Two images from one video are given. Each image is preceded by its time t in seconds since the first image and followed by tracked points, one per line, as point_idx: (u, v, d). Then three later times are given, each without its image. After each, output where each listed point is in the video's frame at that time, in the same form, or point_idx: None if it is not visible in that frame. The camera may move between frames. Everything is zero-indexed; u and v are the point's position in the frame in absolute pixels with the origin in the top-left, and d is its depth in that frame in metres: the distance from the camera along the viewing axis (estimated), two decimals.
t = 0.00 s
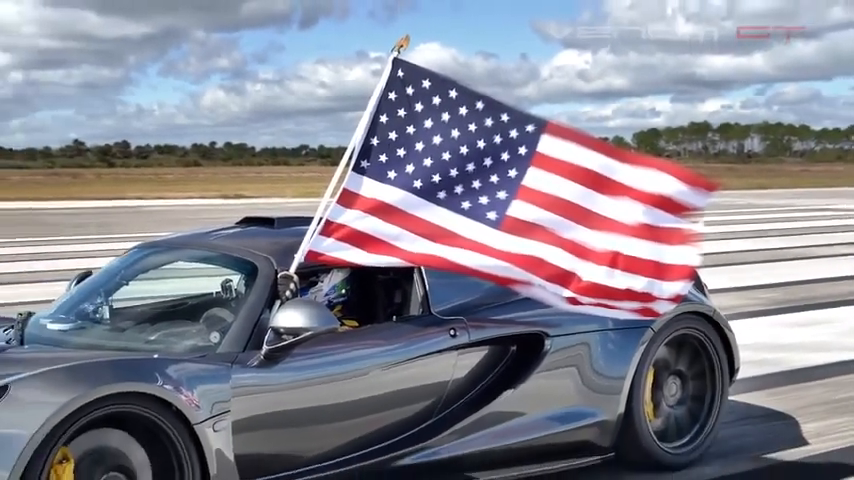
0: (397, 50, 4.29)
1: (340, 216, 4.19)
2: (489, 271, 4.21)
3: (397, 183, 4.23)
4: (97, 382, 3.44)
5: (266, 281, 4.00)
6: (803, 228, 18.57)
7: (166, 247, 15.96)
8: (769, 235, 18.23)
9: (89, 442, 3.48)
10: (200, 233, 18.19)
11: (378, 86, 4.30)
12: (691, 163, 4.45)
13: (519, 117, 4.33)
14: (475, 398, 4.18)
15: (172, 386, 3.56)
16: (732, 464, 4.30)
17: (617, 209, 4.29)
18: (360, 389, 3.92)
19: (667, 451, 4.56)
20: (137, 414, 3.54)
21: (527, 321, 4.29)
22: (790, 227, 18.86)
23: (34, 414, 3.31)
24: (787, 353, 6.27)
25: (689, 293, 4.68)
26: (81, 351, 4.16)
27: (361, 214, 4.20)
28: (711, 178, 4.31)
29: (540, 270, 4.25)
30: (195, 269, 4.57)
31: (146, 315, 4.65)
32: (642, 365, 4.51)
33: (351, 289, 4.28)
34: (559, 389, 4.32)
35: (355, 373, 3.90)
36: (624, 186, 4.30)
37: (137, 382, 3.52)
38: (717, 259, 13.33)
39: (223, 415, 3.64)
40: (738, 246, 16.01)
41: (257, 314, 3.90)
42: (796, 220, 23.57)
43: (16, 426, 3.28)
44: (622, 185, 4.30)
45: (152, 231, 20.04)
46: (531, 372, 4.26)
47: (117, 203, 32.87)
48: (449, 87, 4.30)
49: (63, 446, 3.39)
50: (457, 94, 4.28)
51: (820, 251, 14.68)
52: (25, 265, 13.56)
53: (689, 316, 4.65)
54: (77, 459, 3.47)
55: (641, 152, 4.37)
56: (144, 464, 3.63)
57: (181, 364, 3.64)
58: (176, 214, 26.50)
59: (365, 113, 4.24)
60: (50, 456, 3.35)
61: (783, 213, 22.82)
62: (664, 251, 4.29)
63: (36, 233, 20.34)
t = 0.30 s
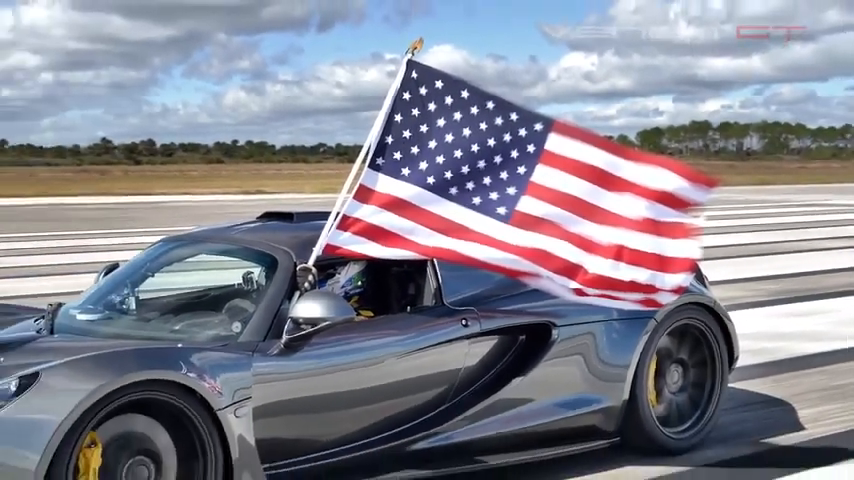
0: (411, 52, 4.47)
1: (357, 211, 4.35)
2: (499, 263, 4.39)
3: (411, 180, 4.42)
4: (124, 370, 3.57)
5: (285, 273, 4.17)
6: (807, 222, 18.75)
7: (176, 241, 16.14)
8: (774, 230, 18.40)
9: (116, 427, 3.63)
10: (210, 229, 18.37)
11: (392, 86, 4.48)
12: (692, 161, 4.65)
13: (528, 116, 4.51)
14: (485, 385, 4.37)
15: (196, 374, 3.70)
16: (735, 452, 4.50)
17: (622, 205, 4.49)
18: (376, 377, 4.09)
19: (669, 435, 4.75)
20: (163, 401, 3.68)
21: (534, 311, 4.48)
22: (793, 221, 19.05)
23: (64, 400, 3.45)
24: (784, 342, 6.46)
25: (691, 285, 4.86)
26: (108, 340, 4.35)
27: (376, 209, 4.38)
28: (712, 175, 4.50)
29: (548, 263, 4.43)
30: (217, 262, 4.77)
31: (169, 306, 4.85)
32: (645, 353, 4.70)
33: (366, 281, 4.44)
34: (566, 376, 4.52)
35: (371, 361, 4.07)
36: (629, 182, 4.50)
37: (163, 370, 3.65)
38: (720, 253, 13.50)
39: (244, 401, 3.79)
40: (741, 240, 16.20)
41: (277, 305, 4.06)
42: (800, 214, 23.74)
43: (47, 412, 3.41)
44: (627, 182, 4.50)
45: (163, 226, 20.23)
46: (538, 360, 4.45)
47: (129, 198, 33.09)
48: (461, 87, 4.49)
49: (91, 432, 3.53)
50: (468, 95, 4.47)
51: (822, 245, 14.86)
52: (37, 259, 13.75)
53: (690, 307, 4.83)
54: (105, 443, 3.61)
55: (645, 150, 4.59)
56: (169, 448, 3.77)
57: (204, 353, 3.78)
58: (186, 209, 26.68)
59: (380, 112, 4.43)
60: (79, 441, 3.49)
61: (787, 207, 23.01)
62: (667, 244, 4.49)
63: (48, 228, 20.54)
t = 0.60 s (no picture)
0: (425, 54, 4.69)
1: (373, 206, 4.52)
2: (511, 256, 4.57)
3: (425, 176, 4.64)
4: (151, 357, 3.72)
5: (305, 266, 4.36)
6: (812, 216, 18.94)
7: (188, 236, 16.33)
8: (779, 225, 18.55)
9: (144, 412, 3.77)
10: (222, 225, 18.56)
11: (407, 87, 4.69)
12: (693, 158, 4.88)
13: (536, 115, 4.72)
14: (495, 372, 4.56)
15: (220, 361, 3.86)
16: (736, 437, 4.71)
17: (626, 200, 4.72)
18: (392, 364, 4.28)
19: (672, 420, 4.95)
20: (188, 386, 3.84)
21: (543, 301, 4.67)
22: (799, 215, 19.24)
23: (94, 386, 3.57)
24: (780, 331, 6.67)
25: (692, 277, 5.06)
26: (135, 330, 4.56)
27: (392, 204, 4.56)
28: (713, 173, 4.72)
29: (556, 256, 4.62)
30: (239, 255, 4.99)
31: (193, 297, 5.07)
32: (648, 342, 4.90)
33: (383, 273, 4.66)
34: (573, 364, 4.71)
35: (387, 349, 4.25)
36: (633, 178, 4.73)
37: (187, 358, 3.81)
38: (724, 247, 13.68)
39: (265, 387, 3.95)
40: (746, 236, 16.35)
41: (297, 297, 4.25)
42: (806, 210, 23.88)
43: (77, 398, 3.53)
44: (631, 178, 4.73)
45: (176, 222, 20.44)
46: (547, 348, 4.65)
47: (142, 194, 33.33)
48: (473, 88, 4.69)
49: (119, 416, 3.66)
50: (480, 95, 4.68)
51: (825, 240, 15.04)
52: (50, 254, 13.95)
53: (692, 298, 5.04)
54: (132, 427, 3.75)
55: (648, 148, 4.82)
56: (193, 432, 3.93)
57: (228, 341, 3.96)
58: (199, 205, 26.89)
59: (396, 111, 4.64)
60: (109, 424, 3.63)
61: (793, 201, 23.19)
62: (669, 238, 4.73)
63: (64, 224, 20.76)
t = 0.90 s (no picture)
0: (439, 56, 4.92)
1: (389, 201, 4.75)
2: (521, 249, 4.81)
3: (438, 172, 4.85)
4: (179, 345, 3.89)
5: (325, 258, 4.56)
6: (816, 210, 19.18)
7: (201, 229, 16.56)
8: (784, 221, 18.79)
9: (172, 397, 3.94)
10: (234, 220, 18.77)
11: (421, 87, 4.92)
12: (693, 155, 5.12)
13: (544, 114, 4.96)
14: (505, 359, 4.79)
15: (244, 349, 4.05)
16: (737, 425, 4.96)
17: (630, 195, 4.95)
18: (407, 351, 4.50)
19: (674, 405, 5.18)
20: (213, 372, 4.01)
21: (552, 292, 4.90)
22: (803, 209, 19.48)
23: (124, 372, 3.74)
24: (778, 320, 6.92)
25: (694, 268, 5.29)
26: (165, 319, 4.81)
27: (407, 199, 4.78)
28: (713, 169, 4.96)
29: (564, 249, 4.86)
30: (261, 247, 5.24)
31: (217, 287, 5.31)
32: (651, 330, 5.13)
33: (398, 264, 4.88)
34: (580, 351, 4.94)
35: (403, 337, 4.48)
36: (637, 175, 4.96)
37: (213, 346, 3.99)
38: (728, 241, 13.91)
39: (287, 374, 4.15)
40: (751, 230, 16.59)
41: (317, 287, 4.45)
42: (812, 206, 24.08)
43: (108, 384, 3.70)
44: (635, 174, 4.96)
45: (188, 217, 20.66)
46: (555, 336, 4.88)
47: (155, 189, 33.62)
48: (484, 88, 4.92)
49: (148, 401, 3.82)
50: (491, 95, 4.91)
51: (827, 235, 15.28)
52: (64, 247, 14.21)
53: (693, 288, 5.26)
54: (160, 411, 3.92)
55: (651, 146, 5.05)
56: (218, 417, 4.10)
57: (251, 329, 4.15)
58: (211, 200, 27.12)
59: (411, 111, 4.87)
60: (138, 409, 3.78)
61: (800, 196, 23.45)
62: (671, 231, 4.96)
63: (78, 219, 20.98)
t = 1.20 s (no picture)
0: (453, 58, 5.17)
1: (405, 196, 4.99)
2: (531, 242, 5.07)
3: (452, 169, 5.12)
4: (203, 335, 4.09)
5: (344, 251, 4.79)
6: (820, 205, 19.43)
7: (216, 223, 16.84)
8: (790, 217, 19.03)
9: (199, 383, 4.14)
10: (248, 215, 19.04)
11: (436, 88, 5.17)
12: (696, 151, 5.36)
13: (554, 113, 5.20)
14: (516, 346, 5.04)
15: (267, 337, 4.26)
16: (737, 410, 5.22)
17: (636, 191, 5.19)
18: (424, 339, 4.75)
19: (676, 390, 5.44)
20: (236, 358, 4.21)
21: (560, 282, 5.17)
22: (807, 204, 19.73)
23: (153, 359, 3.92)
24: (775, 309, 7.19)
25: (695, 259, 5.54)
26: (192, 308, 5.07)
27: (423, 194, 5.03)
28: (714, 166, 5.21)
29: (571, 242, 5.12)
30: (284, 240, 5.51)
31: (242, 278, 5.59)
32: (654, 319, 5.38)
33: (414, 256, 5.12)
34: (587, 339, 5.19)
35: (419, 325, 4.73)
36: (641, 171, 5.20)
37: (238, 333, 4.19)
38: (733, 236, 14.16)
39: (308, 361, 4.38)
40: (757, 224, 16.82)
41: (337, 279, 4.69)
42: (820, 201, 24.29)
43: (138, 370, 3.88)
44: (639, 171, 5.20)
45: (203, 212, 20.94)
46: (563, 324, 5.13)
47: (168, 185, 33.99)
48: (496, 89, 5.16)
49: (175, 387, 4.01)
50: (502, 95, 5.15)
51: (829, 229, 15.54)
52: (78, 240, 14.52)
53: (695, 279, 5.51)
54: (186, 396, 4.12)
55: (655, 143, 5.29)
56: (243, 401, 4.30)
57: (274, 318, 4.36)
58: (226, 195, 27.45)
59: (426, 110, 5.13)
60: (167, 393, 3.97)
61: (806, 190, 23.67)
62: (674, 225, 5.21)
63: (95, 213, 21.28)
